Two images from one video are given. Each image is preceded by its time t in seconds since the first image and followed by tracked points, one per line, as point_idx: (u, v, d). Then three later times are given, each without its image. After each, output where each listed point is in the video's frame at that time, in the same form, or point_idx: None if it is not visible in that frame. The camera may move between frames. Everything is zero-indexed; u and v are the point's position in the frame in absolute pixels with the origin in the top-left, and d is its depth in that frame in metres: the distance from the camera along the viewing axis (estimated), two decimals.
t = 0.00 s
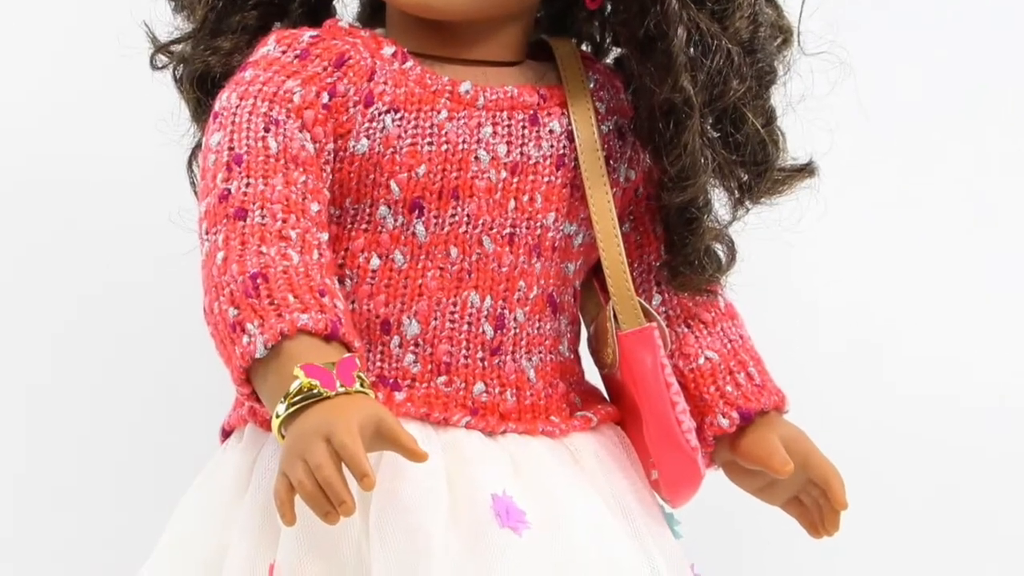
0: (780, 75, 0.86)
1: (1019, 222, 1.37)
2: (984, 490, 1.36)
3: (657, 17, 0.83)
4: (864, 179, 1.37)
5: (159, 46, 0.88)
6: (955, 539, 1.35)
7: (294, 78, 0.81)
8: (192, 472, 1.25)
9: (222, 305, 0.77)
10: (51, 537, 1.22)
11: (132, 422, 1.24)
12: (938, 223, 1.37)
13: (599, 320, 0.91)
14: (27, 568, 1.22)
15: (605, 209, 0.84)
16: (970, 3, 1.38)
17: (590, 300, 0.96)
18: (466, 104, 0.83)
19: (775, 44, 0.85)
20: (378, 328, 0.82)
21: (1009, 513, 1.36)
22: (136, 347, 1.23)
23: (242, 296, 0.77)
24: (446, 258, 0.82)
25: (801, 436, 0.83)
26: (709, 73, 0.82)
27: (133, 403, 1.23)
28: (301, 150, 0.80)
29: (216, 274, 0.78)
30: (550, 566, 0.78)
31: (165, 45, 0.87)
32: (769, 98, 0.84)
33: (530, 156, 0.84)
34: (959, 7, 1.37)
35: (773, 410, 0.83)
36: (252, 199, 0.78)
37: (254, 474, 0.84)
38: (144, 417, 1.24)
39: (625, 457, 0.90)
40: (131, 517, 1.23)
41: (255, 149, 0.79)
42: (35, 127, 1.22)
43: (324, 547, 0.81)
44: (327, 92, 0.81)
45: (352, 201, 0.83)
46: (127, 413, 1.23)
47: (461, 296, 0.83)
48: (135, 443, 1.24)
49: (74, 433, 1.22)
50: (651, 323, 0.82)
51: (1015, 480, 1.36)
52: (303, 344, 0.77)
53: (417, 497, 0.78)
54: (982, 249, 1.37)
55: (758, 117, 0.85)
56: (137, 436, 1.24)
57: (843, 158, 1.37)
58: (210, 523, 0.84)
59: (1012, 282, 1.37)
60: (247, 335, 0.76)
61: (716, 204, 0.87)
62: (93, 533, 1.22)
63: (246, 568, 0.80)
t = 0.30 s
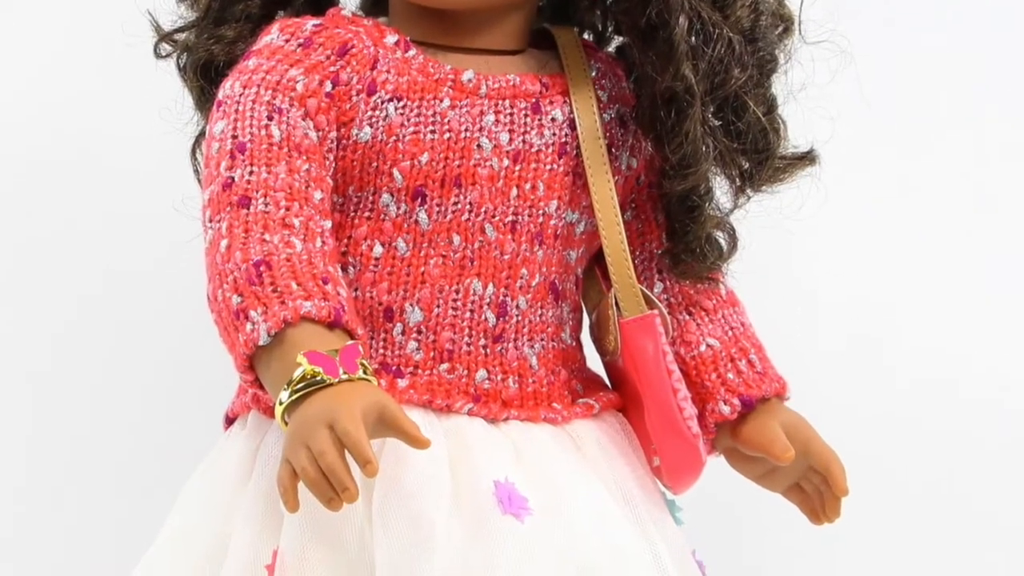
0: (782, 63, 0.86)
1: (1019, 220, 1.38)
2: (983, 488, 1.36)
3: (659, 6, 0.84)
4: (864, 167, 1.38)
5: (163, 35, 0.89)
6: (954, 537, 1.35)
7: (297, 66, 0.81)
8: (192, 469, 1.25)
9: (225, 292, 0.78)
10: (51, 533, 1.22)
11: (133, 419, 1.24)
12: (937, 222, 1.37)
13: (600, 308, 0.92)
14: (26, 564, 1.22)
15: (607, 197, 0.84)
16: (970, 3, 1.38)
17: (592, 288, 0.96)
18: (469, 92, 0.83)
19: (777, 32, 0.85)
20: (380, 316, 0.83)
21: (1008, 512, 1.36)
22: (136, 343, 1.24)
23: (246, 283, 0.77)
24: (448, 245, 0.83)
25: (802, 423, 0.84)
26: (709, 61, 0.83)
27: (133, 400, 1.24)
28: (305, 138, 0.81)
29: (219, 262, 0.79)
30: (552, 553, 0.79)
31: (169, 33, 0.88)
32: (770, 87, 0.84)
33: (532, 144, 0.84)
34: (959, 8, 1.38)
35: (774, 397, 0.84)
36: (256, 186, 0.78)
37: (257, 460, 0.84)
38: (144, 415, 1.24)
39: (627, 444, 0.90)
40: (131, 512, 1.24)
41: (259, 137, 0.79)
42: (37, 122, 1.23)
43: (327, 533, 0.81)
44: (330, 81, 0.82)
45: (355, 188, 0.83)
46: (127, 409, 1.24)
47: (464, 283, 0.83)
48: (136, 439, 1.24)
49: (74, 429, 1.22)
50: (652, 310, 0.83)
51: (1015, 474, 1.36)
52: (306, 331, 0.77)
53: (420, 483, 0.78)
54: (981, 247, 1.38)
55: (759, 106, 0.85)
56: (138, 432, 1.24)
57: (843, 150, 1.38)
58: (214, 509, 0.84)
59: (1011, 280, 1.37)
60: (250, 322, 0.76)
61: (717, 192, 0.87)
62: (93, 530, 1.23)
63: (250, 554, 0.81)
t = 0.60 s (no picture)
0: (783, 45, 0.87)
1: (1019, 204, 1.38)
2: (984, 471, 1.36)
3: None
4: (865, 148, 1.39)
5: (168, 18, 0.89)
6: (955, 520, 1.36)
7: (302, 49, 0.82)
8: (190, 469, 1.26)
9: (231, 273, 0.78)
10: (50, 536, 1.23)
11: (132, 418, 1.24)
12: (939, 206, 1.38)
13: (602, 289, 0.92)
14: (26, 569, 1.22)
15: (610, 178, 0.85)
16: None
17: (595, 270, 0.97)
18: (472, 75, 0.84)
19: (779, 15, 0.86)
20: (385, 297, 0.83)
21: (1009, 492, 1.36)
22: (136, 337, 1.24)
23: (251, 264, 0.78)
24: (452, 227, 0.83)
25: (803, 403, 0.84)
26: (711, 44, 0.83)
27: (133, 399, 1.24)
28: (309, 120, 0.81)
29: (225, 243, 0.79)
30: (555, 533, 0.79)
31: (174, 17, 0.88)
32: (772, 69, 0.85)
33: (536, 126, 0.85)
34: None
35: (776, 378, 0.84)
36: (262, 169, 0.79)
37: (262, 440, 0.85)
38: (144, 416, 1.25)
39: (629, 425, 0.91)
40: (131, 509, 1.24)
41: (264, 119, 0.80)
42: (36, 117, 1.23)
43: (332, 513, 0.82)
44: (334, 63, 0.82)
45: (359, 170, 0.84)
46: (130, 401, 1.24)
47: (467, 265, 0.84)
48: (137, 439, 1.25)
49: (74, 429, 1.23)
50: (654, 292, 0.83)
51: (1016, 456, 1.36)
52: (311, 312, 0.78)
53: (424, 463, 0.79)
54: (982, 231, 1.38)
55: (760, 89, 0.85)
56: (138, 431, 1.25)
57: (844, 134, 1.39)
58: (219, 489, 0.85)
59: (1011, 264, 1.38)
60: (256, 303, 0.77)
61: (719, 174, 0.87)
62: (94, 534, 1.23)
63: (255, 533, 0.81)
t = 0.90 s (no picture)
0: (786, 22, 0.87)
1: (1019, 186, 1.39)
2: (984, 450, 1.37)
3: None
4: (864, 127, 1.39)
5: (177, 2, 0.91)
6: (955, 499, 1.37)
7: (308, 27, 0.83)
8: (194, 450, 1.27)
9: (237, 250, 0.79)
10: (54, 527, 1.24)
11: (132, 412, 1.26)
12: (939, 186, 1.39)
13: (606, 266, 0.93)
14: None
15: (613, 157, 0.85)
16: None
17: (598, 248, 0.98)
18: (477, 53, 0.84)
19: None
20: (390, 273, 0.84)
21: (1011, 470, 1.37)
22: (140, 318, 1.26)
23: (258, 240, 0.78)
24: (457, 204, 0.84)
25: (805, 378, 0.85)
26: (714, 22, 0.84)
27: (135, 390, 1.26)
28: (315, 98, 0.82)
29: (231, 220, 0.80)
30: (559, 508, 0.80)
31: None
32: (774, 47, 0.86)
33: (540, 105, 0.86)
34: None
35: (778, 354, 0.85)
36: (268, 146, 0.80)
37: (269, 415, 0.85)
38: (146, 410, 1.26)
39: (633, 401, 0.92)
40: (134, 498, 1.26)
41: (270, 97, 0.80)
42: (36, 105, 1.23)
43: (339, 487, 0.83)
44: (340, 42, 0.83)
45: (364, 148, 0.84)
46: (133, 385, 1.26)
47: (472, 242, 0.85)
48: (142, 425, 1.26)
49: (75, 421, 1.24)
50: (657, 269, 0.84)
51: (1015, 433, 1.38)
52: (318, 288, 0.78)
53: (428, 438, 0.80)
54: (981, 214, 1.39)
55: (763, 67, 0.86)
56: (140, 421, 1.26)
57: (843, 115, 1.39)
58: (226, 464, 0.86)
59: (1009, 246, 1.40)
60: (263, 279, 0.77)
61: (722, 152, 0.88)
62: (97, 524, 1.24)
63: (262, 507, 0.82)
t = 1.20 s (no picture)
0: None
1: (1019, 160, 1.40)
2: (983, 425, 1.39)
3: None
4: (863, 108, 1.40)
5: None
6: (956, 476, 1.39)
7: (314, 7, 0.84)
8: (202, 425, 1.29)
9: (244, 227, 0.80)
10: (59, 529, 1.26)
11: (136, 414, 1.28)
12: (940, 166, 1.40)
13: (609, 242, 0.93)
14: None
15: (617, 137, 0.86)
16: None
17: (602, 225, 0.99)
18: (481, 32, 0.85)
19: None
20: (396, 249, 0.85)
21: (1010, 443, 1.39)
22: (145, 301, 1.28)
23: (264, 217, 0.79)
24: (461, 181, 0.85)
25: (805, 354, 0.86)
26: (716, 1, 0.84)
27: (140, 391, 1.28)
28: (321, 77, 0.83)
29: (238, 197, 0.80)
30: (563, 482, 0.81)
31: None
32: (776, 26, 0.86)
33: (544, 83, 0.86)
34: None
35: (780, 329, 0.86)
36: (275, 124, 0.80)
37: (275, 390, 0.86)
38: (150, 409, 1.28)
39: (636, 376, 0.92)
40: (140, 493, 1.28)
41: (277, 76, 0.81)
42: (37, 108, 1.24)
43: (344, 460, 0.83)
44: (346, 21, 0.84)
45: (370, 126, 0.85)
46: (138, 372, 1.28)
47: (477, 219, 0.85)
48: (150, 406, 1.28)
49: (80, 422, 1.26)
50: (661, 246, 0.84)
51: (1015, 408, 1.39)
52: (324, 264, 0.79)
53: (433, 412, 0.80)
54: (981, 193, 1.40)
55: (765, 46, 0.87)
56: (147, 402, 1.28)
57: (844, 93, 1.40)
58: (234, 438, 0.87)
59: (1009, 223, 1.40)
60: (269, 256, 0.78)
61: (724, 130, 0.89)
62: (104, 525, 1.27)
63: (269, 480, 0.83)
